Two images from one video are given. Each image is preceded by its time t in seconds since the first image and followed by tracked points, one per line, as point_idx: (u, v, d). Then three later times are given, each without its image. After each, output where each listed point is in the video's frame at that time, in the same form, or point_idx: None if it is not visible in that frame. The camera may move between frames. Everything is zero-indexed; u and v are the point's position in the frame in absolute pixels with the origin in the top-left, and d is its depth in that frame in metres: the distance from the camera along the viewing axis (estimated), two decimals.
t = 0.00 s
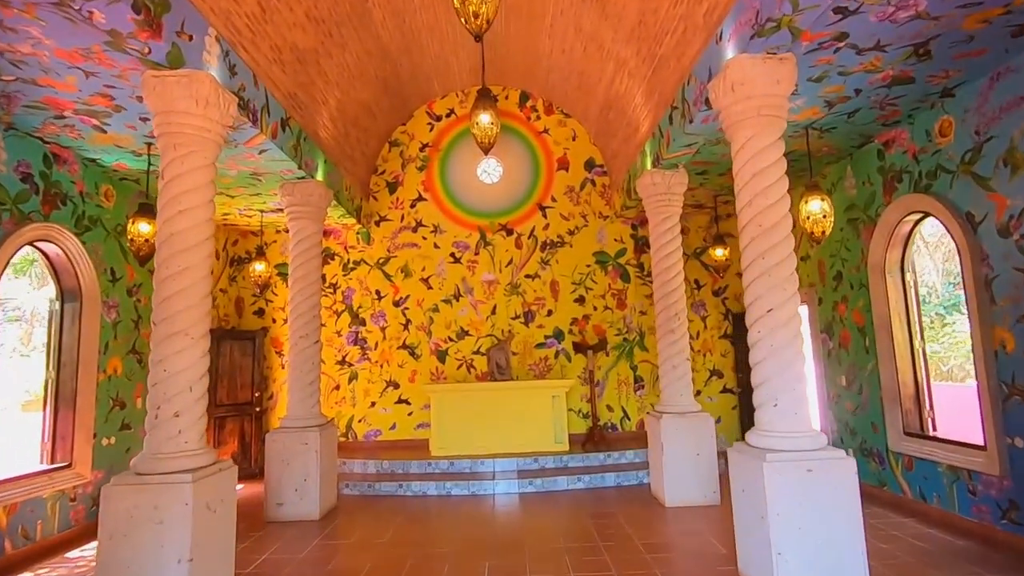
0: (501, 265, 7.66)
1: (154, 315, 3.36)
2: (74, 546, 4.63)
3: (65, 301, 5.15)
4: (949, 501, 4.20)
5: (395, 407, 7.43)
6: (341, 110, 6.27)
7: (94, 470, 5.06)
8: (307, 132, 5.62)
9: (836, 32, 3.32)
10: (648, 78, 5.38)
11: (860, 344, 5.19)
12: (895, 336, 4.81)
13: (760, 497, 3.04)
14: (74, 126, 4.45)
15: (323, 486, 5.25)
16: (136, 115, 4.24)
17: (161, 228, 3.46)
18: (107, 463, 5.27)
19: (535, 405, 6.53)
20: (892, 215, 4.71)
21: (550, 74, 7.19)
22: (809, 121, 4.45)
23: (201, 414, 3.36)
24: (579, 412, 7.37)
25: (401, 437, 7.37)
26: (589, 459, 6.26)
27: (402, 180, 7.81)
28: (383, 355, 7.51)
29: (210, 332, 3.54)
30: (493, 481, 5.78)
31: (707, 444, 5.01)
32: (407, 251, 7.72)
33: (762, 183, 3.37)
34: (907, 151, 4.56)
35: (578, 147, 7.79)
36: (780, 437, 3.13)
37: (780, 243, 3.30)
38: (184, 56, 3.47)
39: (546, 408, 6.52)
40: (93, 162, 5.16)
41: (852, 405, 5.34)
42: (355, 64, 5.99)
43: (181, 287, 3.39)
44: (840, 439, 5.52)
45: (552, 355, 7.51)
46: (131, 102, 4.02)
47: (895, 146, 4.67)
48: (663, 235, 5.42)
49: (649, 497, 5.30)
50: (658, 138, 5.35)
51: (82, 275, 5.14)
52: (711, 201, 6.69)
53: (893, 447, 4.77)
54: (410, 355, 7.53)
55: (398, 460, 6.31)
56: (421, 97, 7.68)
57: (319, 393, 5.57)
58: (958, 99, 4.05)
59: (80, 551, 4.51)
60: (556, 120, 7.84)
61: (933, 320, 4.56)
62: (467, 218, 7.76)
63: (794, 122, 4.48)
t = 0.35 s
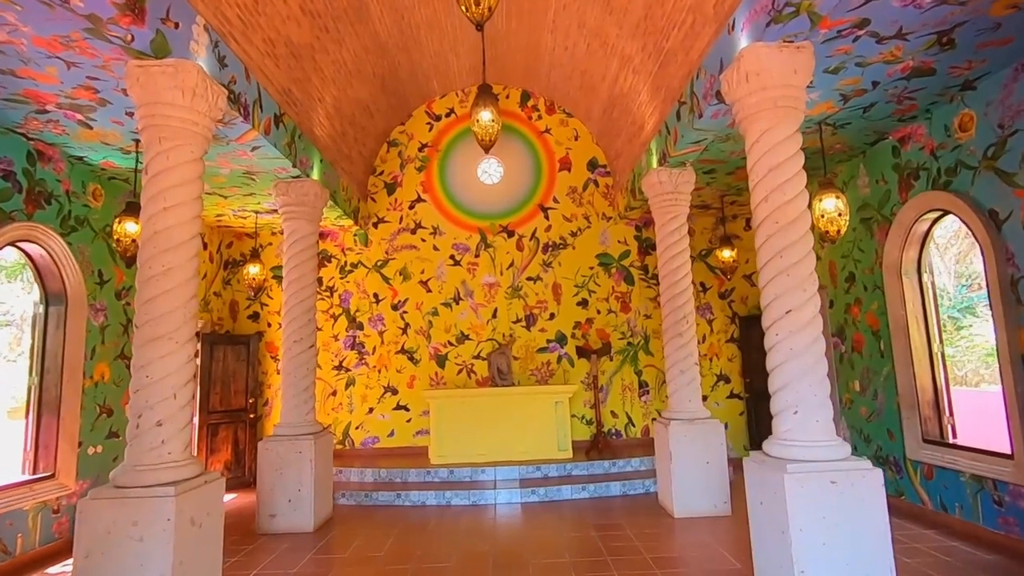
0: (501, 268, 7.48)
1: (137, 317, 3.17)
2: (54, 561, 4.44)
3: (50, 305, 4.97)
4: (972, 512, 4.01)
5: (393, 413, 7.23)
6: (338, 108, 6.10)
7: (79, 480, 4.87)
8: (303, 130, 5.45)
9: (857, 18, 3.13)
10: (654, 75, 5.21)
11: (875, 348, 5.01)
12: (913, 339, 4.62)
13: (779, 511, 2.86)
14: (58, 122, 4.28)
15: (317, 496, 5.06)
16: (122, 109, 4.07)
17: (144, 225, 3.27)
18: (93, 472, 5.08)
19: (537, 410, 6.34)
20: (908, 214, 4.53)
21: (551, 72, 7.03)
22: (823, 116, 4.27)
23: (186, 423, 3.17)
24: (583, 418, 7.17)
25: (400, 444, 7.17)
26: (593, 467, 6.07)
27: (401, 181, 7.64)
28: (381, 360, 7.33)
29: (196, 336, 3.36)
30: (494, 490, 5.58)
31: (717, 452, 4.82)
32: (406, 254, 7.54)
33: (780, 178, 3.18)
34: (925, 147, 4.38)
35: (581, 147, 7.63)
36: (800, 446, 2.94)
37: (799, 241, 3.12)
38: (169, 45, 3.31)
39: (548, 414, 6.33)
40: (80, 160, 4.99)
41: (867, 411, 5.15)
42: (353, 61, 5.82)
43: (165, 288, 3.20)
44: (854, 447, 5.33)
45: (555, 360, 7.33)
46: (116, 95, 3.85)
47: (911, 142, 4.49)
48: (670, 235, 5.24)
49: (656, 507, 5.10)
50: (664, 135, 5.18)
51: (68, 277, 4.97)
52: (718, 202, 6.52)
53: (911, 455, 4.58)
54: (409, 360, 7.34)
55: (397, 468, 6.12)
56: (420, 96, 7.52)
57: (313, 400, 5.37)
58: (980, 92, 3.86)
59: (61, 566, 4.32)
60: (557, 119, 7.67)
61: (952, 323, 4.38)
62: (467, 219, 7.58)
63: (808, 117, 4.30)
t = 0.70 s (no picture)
0: (509, 269, 7.30)
1: (122, 319, 3.01)
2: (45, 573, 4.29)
3: (44, 308, 4.84)
4: (1009, 525, 3.73)
5: (398, 418, 7.06)
6: (339, 105, 5.94)
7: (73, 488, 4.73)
8: (303, 127, 5.29)
9: None
10: (665, 67, 5.02)
11: (900, 350, 4.78)
12: (942, 341, 4.37)
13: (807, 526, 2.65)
14: (49, 118, 4.14)
15: (318, 505, 4.89)
16: (114, 104, 3.92)
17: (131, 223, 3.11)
18: (88, 479, 4.93)
19: (546, 416, 6.14)
20: (936, 208, 4.30)
21: (559, 68, 6.85)
22: (846, 106, 4.06)
23: (174, 431, 3.01)
24: (593, 424, 6.97)
25: (405, 450, 6.99)
26: (604, 474, 5.87)
27: (406, 181, 7.48)
28: (385, 363, 7.16)
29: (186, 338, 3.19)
30: (501, 499, 5.39)
31: (734, 461, 4.60)
32: (411, 254, 7.37)
33: (804, 168, 2.98)
34: (954, 138, 4.15)
35: (590, 144, 7.44)
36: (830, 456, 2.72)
37: (825, 235, 2.92)
38: (158, 33, 3.19)
39: (557, 419, 6.13)
40: (75, 158, 4.85)
41: (891, 416, 4.92)
42: (355, 56, 5.67)
43: (153, 288, 3.04)
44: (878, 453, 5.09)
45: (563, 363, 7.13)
46: (106, 88, 3.70)
47: (939, 133, 4.27)
48: (682, 233, 5.04)
49: (670, 517, 4.88)
50: (677, 129, 4.99)
51: (62, 279, 4.83)
52: (732, 199, 6.31)
53: (941, 463, 4.34)
54: (414, 363, 7.17)
55: (401, 475, 5.94)
56: (425, 94, 7.36)
57: (314, 405, 5.20)
58: (1014, 77, 3.63)
59: None
60: (565, 116, 7.49)
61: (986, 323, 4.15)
62: (473, 220, 7.40)
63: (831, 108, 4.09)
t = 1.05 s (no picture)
0: (521, 268, 7.13)
1: (116, 319, 2.88)
2: None
3: (47, 309, 4.74)
4: None
5: (408, 421, 6.91)
6: (347, 101, 5.80)
7: (77, 493, 4.62)
8: (309, 123, 5.16)
9: None
10: (684, 57, 4.82)
11: (934, 352, 4.54)
12: (982, 342, 4.14)
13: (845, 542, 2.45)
14: (50, 115, 4.03)
15: (325, 511, 4.75)
16: (113, 98, 3.80)
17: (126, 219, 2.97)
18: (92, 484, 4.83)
19: (560, 419, 5.96)
20: (974, 202, 4.07)
21: (572, 61, 6.66)
22: (878, 93, 3.85)
23: (171, 437, 2.87)
24: (608, 427, 6.77)
25: (415, 454, 6.84)
26: (620, 480, 5.67)
27: (416, 179, 7.34)
28: (396, 365, 7.02)
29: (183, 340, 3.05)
30: (514, 505, 5.21)
31: (758, 468, 4.39)
32: (421, 254, 7.23)
33: (837, 157, 2.78)
34: (994, 126, 3.91)
35: (604, 140, 7.25)
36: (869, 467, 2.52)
37: (860, 229, 2.72)
38: (153, 21, 3.06)
39: (572, 423, 5.95)
40: (78, 156, 4.75)
41: (924, 421, 4.69)
42: (362, 51, 5.54)
43: (148, 288, 2.90)
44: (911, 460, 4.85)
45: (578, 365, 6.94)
46: (104, 82, 3.57)
47: (976, 122, 4.04)
48: (702, 230, 4.83)
49: (690, 526, 4.68)
50: (696, 122, 4.80)
51: (65, 279, 4.73)
52: (752, 195, 6.10)
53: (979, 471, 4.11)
54: (425, 365, 7.02)
55: (412, 480, 5.79)
56: (435, 90, 7.21)
57: (321, 409, 5.06)
58: None
59: None
60: (578, 112, 7.30)
61: None
62: (485, 218, 7.24)
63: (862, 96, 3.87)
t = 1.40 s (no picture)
0: (536, 266, 6.96)
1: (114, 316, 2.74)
2: None
3: (51, 308, 4.63)
4: None
5: (420, 423, 6.76)
6: (357, 95, 5.67)
7: (82, 496, 4.51)
8: (318, 117, 5.03)
9: None
10: (706, 45, 4.64)
11: (973, 352, 4.32)
12: None
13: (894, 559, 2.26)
14: (53, 108, 3.91)
15: (335, 516, 4.60)
16: (117, 90, 3.66)
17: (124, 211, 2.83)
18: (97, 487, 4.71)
19: (576, 422, 5.78)
20: (1018, 193, 3.86)
21: (588, 54, 6.48)
22: (917, 77, 3.66)
23: (172, 440, 2.72)
24: (625, 430, 6.58)
25: (427, 457, 6.69)
26: (639, 486, 5.48)
27: (428, 176, 7.20)
28: (407, 366, 6.87)
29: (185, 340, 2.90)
30: (529, 511, 5.03)
31: (787, 475, 4.18)
32: (434, 252, 7.08)
33: (879, 143, 2.60)
34: None
35: (620, 135, 7.07)
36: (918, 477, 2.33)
37: (905, 220, 2.54)
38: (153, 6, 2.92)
39: (589, 427, 5.76)
40: (84, 152, 4.63)
41: (963, 425, 4.46)
42: (373, 44, 5.40)
43: (147, 284, 2.74)
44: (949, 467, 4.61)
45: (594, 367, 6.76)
46: (107, 73, 3.44)
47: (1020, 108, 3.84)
48: (725, 225, 4.63)
49: (714, 535, 4.48)
50: (719, 112, 4.62)
51: (71, 277, 4.62)
52: (775, 190, 5.90)
53: None
54: (437, 366, 6.86)
55: (424, 484, 5.63)
56: (448, 85, 7.07)
57: (331, 411, 4.92)
58: None
59: None
60: (594, 107, 7.12)
61: None
62: (498, 216, 7.08)
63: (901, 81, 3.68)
